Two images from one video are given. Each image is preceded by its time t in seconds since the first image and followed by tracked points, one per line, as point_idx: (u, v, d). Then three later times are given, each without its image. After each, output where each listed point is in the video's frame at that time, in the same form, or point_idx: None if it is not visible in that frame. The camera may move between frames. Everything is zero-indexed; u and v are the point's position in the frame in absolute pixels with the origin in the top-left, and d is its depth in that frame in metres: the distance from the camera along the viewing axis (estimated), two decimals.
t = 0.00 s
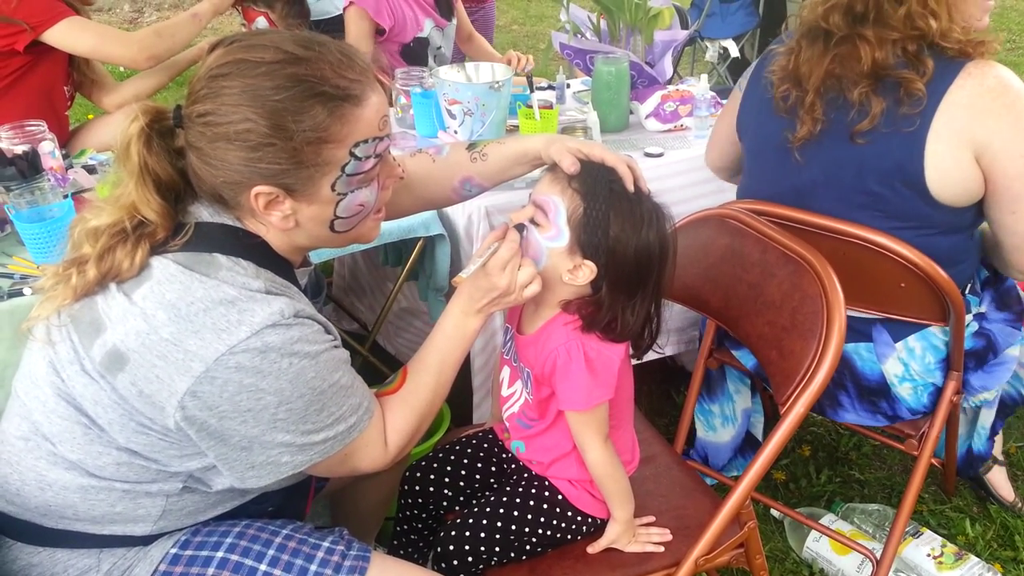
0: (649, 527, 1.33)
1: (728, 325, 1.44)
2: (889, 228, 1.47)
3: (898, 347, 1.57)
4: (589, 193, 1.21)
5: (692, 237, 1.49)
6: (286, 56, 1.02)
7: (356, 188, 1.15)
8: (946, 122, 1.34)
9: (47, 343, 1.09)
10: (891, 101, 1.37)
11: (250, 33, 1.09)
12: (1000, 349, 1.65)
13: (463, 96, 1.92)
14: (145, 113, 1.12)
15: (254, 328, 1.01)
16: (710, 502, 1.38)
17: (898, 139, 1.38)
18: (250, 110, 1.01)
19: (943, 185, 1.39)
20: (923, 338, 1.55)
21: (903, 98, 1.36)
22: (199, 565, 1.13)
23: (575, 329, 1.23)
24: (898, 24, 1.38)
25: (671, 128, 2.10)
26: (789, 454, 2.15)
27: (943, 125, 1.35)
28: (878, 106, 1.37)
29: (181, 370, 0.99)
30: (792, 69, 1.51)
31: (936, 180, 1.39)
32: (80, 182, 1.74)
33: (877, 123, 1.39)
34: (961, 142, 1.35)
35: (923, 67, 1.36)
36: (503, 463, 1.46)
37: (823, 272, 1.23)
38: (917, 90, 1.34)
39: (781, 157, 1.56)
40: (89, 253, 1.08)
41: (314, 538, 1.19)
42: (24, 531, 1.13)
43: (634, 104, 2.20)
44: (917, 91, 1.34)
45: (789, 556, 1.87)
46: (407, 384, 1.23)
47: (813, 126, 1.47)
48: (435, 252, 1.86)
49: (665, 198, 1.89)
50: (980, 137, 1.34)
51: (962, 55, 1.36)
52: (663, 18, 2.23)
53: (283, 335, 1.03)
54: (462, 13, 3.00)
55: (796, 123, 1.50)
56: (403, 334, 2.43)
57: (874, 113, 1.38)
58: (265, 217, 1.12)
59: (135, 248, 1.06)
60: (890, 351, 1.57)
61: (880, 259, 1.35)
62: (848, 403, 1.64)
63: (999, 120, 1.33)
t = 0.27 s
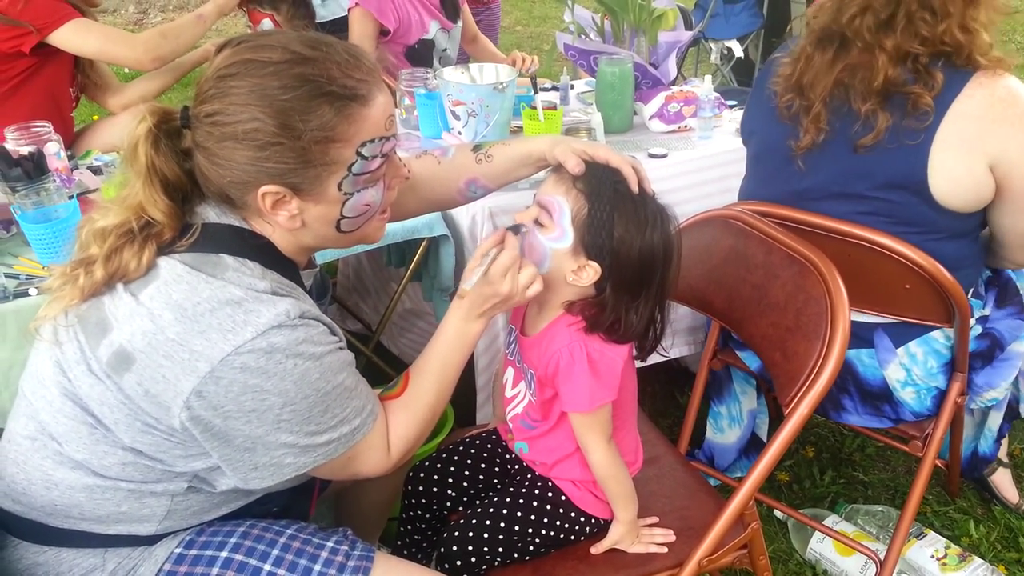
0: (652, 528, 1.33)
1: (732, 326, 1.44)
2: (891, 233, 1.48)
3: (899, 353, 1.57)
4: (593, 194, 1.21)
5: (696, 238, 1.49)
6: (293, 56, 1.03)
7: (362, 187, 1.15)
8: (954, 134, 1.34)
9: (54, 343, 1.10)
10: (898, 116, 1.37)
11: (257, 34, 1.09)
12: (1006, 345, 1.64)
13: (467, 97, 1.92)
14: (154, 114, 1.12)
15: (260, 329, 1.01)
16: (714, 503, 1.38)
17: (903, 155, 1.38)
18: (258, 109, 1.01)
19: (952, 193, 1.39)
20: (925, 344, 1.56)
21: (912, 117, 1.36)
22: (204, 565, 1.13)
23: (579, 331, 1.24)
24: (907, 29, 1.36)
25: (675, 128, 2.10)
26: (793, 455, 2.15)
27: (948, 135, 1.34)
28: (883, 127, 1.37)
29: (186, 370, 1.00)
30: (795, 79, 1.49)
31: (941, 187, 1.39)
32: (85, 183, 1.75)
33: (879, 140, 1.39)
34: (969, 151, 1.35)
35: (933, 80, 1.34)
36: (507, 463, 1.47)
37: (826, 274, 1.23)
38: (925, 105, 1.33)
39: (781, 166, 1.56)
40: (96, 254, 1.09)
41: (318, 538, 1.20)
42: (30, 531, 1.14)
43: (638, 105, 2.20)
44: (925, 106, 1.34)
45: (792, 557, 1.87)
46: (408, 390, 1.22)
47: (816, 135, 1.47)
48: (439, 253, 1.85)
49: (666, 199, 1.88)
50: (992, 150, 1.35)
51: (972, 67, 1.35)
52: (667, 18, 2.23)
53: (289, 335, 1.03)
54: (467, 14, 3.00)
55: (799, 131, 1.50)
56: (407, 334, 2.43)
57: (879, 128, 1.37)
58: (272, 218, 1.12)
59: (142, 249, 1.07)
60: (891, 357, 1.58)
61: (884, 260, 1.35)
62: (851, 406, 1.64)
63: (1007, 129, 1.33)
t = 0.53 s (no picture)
0: (651, 527, 1.33)
1: (731, 327, 1.45)
2: (897, 230, 1.47)
3: (900, 350, 1.57)
4: (593, 192, 1.21)
5: (696, 238, 1.50)
6: (286, 46, 1.04)
7: (356, 180, 1.15)
8: (963, 129, 1.34)
9: (51, 342, 1.10)
10: (909, 113, 1.37)
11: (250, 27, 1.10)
12: (1007, 350, 1.65)
13: (467, 97, 1.92)
14: (148, 109, 1.12)
15: (253, 327, 1.01)
16: (713, 503, 1.38)
17: (913, 151, 1.38)
18: (251, 98, 1.01)
19: (957, 190, 1.39)
20: (925, 343, 1.56)
21: (924, 115, 1.36)
22: (202, 565, 1.13)
23: (579, 331, 1.24)
24: (917, 30, 1.37)
25: (675, 129, 2.11)
26: (792, 455, 2.15)
27: (960, 130, 1.34)
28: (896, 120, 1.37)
29: (180, 368, 1.00)
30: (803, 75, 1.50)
31: (948, 184, 1.39)
32: (84, 183, 1.75)
33: (892, 134, 1.39)
34: (976, 149, 1.35)
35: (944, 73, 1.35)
36: (506, 463, 1.47)
37: (824, 274, 1.23)
38: (936, 102, 1.34)
39: (789, 159, 1.56)
40: (93, 252, 1.09)
41: (317, 538, 1.20)
42: (28, 532, 1.14)
43: (638, 106, 2.21)
44: (936, 103, 1.34)
45: (791, 557, 1.87)
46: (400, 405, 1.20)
47: (823, 130, 1.47)
48: (438, 254, 1.85)
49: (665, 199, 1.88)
50: (1001, 148, 1.35)
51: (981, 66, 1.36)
52: (666, 19, 2.23)
53: (281, 334, 1.03)
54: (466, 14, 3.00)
55: (807, 126, 1.51)
56: (406, 334, 2.43)
57: (889, 125, 1.38)
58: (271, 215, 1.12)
59: (137, 246, 1.06)
60: (890, 356, 1.58)
61: (883, 260, 1.35)
62: (850, 405, 1.64)
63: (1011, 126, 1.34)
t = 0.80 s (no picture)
0: (652, 529, 1.33)
1: (731, 327, 1.45)
2: (899, 227, 1.48)
3: (900, 350, 1.58)
4: (591, 192, 1.22)
5: (696, 239, 1.50)
6: (278, 43, 1.04)
7: (352, 175, 1.15)
8: (965, 124, 1.34)
9: (49, 347, 1.10)
10: (907, 104, 1.38)
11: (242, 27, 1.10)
12: (1007, 350, 1.65)
13: (467, 98, 1.92)
14: (142, 112, 1.12)
15: (253, 327, 1.02)
16: (714, 504, 1.38)
17: (914, 143, 1.38)
18: (245, 95, 1.02)
19: (956, 188, 1.39)
20: (924, 342, 1.57)
21: (922, 108, 1.36)
22: (203, 569, 1.13)
23: (580, 332, 1.24)
24: (909, 25, 1.38)
25: (674, 130, 2.11)
26: (792, 455, 2.15)
27: (964, 124, 1.35)
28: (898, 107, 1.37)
29: (180, 370, 1.00)
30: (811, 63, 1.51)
31: (949, 180, 1.39)
32: (84, 186, 1.75)
33: (902, 121, 1.38)
34: (977, 145, 1.35)
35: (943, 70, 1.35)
36: (507, 464, 1.47)
37: (824, 274, 1.24)
38: (934, 96, 1.35)
39: (791, 152, 1.56)
40: (89, 257, 1.09)
41: (317, 541, 1.20)
42: (28, 537, 1.14)
43: (638, 107, 2.21)
44: (934, 97, 1.35)
45: (792, 557, 1.87)
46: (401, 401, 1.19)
47: (827, 118, 1.47)
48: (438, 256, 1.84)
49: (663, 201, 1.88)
50: (1001, 145, 1.35)
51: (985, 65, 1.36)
52: (666, 20, 2.23)
53: (282, 333, 1.03)
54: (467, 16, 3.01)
55: (809, 115, 1.51)
56: (406, 336, 2.43)
57: (889, 112, 1.38)
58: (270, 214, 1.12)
59: (134, 250, 1.07)
60: (890, 355, 1.58)
61: (882, 260, 1.35)
62: (849, 404, 1.64)
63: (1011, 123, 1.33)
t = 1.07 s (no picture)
0: (653, 529, 1.33)
1: (733, 329, 1.45)
2: (901, 230, 1.47)
3: (901, 352, 1.57)
4: (592, 192, 1.22)
5: (696, 241, 1.50)
6: (281, 41, 1.03)
7: (352, 176, 1.15)
8: (969, 126, 1.34)
9: (53, 345, 1.10)
10: (913, 106, 1.38)
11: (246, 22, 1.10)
12: (1008, 351, 1.65)
13: (468, 100, 1.92)
14: (145, 107, 1.13)
15: (256, 325, 1.02)
16: (716, 504, 1.38)
17: (918, 143, 1.38)
18: (246, 94, 1.01)
19: (960, 190, 1.39)
20: (926, 344, 1.56)
21: (928, 109, 1.37)
22: (206, 569, 1.13)
23: (581, 332, 1.24)
24: (918, 26, 1.39)
25: (676, 131, 2.11)
26: (794, 456, 2.15)
27: (967, 127, 1.35)
28: (903, 109, 1.37)
29: (183, 367, 1.00)
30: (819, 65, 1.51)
31: (952, 184, 1.39)
32: (86, 186, 1.75)
33: (906, 125, 1.39)
34: (981, 148, 1.35)
35: (949, 71, 1.36)
36: (508, 466, 1.46)
37: (826, 275, 1.24)
38: (940, 98, 1.35)
39: (796, 155, 1.56)
40: (94, 254, 1.09)
41: (320, 541, 1.20)
42: (31, 536, 1.14)
43: (639, 107, 2.20)
44: (940, 99, 1.35)
45: (793, 559, 1.87)
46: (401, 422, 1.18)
47: (833, 121, 1.47)
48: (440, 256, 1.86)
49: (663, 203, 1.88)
50: (1005, 148, 1.34)
51: (991, 67, 1.36)
52: (667, 21, 2.23)
53: (284, 333, 1.03)
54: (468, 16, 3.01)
55: (815, 118, 1.51)
56: (407, 336, 2.43)
57: (896, 114, 1.38)
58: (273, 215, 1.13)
59: (138, 246, 1.07)
60: (891, 357, 1.58)
61: (882, 261, 1.35)
62: (851, 406, 1.64)
63: (1015, 127, 1.33)
